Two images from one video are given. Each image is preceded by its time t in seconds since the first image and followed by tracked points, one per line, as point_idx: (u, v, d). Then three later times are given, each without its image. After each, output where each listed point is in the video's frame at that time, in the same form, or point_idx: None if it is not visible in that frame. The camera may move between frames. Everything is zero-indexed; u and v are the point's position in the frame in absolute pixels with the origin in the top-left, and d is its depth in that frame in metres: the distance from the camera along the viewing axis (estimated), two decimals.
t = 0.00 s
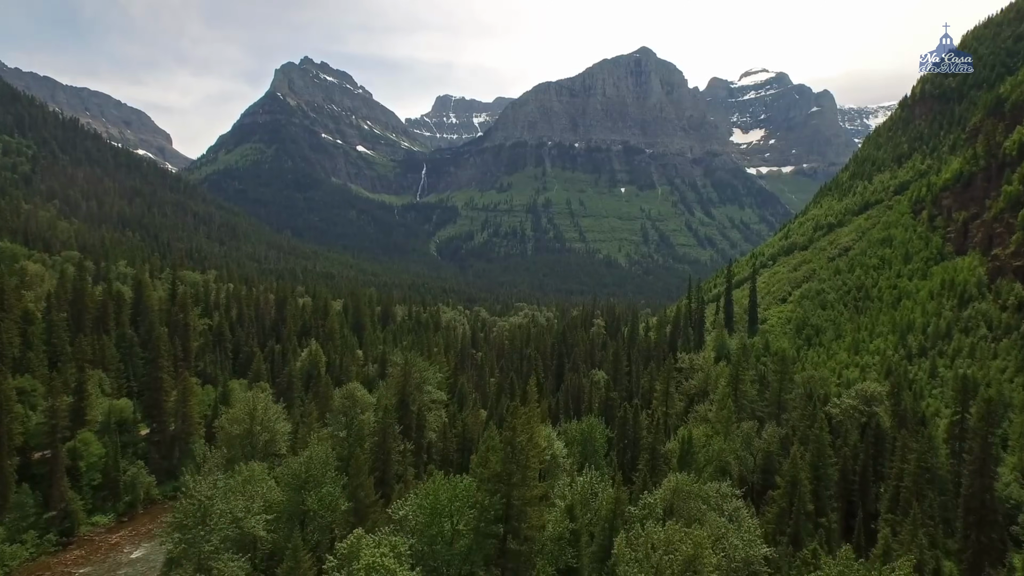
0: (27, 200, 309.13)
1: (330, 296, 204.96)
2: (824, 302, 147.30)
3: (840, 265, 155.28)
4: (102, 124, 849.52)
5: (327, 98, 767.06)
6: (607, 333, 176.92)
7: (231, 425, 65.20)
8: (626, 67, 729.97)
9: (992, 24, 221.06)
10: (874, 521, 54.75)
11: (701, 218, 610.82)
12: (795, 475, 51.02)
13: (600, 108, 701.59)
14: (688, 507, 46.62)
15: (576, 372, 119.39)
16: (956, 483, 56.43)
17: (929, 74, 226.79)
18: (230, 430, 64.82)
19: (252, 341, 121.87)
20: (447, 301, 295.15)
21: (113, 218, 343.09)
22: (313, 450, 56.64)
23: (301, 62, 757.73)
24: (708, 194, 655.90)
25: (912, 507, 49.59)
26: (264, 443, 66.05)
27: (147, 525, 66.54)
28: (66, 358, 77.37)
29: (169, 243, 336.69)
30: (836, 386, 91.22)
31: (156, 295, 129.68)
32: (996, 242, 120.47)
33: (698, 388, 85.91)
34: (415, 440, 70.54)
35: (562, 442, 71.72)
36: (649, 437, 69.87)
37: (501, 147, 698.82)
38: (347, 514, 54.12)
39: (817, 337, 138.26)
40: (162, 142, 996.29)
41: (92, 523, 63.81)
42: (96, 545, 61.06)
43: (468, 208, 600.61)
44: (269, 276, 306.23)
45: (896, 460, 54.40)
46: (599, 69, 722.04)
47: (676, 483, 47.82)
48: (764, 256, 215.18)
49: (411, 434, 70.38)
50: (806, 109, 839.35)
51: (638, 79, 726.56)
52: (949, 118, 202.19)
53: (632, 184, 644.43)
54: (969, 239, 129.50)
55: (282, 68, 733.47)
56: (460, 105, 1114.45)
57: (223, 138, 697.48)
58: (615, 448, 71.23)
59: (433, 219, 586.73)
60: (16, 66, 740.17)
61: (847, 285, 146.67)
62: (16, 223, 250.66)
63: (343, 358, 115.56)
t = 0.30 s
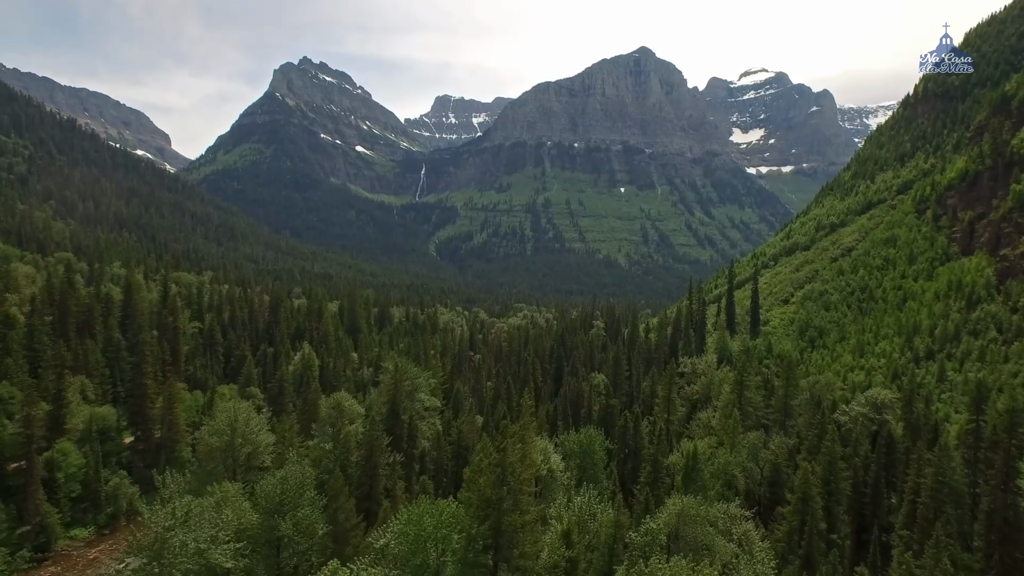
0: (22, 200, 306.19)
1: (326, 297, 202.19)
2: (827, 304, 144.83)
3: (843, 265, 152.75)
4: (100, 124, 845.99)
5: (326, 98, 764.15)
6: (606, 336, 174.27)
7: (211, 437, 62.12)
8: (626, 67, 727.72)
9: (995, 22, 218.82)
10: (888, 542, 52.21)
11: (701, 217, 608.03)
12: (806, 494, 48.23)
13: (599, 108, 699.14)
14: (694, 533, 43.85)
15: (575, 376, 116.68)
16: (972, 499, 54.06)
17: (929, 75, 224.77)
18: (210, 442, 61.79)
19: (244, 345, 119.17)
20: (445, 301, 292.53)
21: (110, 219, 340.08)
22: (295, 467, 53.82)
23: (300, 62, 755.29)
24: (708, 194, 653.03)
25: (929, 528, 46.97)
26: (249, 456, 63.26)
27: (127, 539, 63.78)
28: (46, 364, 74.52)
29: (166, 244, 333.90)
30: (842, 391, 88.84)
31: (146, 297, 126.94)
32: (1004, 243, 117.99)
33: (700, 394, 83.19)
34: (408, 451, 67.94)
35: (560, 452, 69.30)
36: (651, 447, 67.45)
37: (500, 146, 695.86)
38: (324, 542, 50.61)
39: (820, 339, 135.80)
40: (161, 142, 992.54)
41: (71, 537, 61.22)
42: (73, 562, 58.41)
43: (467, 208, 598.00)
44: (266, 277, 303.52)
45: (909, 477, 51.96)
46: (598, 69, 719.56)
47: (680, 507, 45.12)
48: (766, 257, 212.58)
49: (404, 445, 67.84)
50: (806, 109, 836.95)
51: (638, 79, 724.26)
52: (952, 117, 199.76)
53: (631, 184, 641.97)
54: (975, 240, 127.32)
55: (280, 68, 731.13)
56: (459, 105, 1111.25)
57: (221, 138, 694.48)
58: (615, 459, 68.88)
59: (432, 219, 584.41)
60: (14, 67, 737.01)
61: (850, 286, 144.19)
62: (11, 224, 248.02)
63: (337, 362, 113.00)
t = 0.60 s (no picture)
0: (18, 201, 303.31)
1: (322, 299, 199.27)
2: (830, 304, 142.02)
3: (847, 266, 149.88)
4: (99, 125, 842.95)
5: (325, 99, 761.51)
6: (606, 337, 171.44)
7: (187, 450, 59.24)
8: (625, 66, 725.65)
9: (998, 20, 216.53)
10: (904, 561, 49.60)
11: (701, 217, 605.17)
12: (819, 509, 45.69)
13: (599, 108, 696.81)
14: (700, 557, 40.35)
15: (574, 379, 113.75)
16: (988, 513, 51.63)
17: (929, 75, 223.00)
18: (185, 456, 58.48)
19: (235, 348, 116.31)
20: (443, 302, 289.84)
21: (106, 219, 337.08)
22: (267, 485, 48.87)
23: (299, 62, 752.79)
24: (708, 194, 650.17)
25: (952, 548, 44.09)
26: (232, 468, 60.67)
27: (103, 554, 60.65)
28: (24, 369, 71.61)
29: (163, 245, 331.09)
30: (848, 396, 86.38)
31: (136, 299, 123.95)
32: (1012, 242, 115.82)
33: (703, 397, 80.35)
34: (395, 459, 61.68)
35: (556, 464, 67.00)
36: (654, 457, 64.78)
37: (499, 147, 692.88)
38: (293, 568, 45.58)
39: (824, 340, 133.10)
40: (160, 143, 989.02)
41: (43, 551, 58.13)
42: None
43: (466, 208, 594.97)
44: (263, 278, 300.62)
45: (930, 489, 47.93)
46: (598, 68, 717.26)
47: (688, 532, 41.15)
48: (768, 257, 209.88)
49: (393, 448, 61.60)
50: (805, 109, 834.75)
51: (637, 78, 722.25)
52: (955, 115, 197.30)
53: (631, 184, 639.30)
54: (982, 239, 124.90)
55: (279, 68, 729.03)
56: (458, 105, 1108.27)
57: (220, 138, 691.61)
58: (615, 469, 66.46)
59: (431, 219, 582.19)
60: (12, 67, 734.42)
61: (854, 286, 141.59)
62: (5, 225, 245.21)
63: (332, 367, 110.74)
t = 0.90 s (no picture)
0: (14, 201, 300.62)
1: (317, 300, 196.32)
2: (835, 305, 138.90)
3: (851, 266, 146.92)
4: (97, 125, 839.62)
5: (324, 99, 758.74)
6: (606, 339, 168.59)
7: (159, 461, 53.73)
8: (625, 66, 723.31)
9: (1002, 17, 213.98)
10: None
11: (700, 217, 602.16)
12: (839, 526, 43.08)
13: (598, 108, 694.45)
14: None
15: (573, 382, 110.77)
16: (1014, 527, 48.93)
17: (931, 73, 220.87)
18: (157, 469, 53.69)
19: (224, 350, 113.53)
20: (441, 303, 287.33)
21: (102, 220, 333.89)
22: (230, 506, 43.48)
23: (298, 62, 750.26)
24: (707, 194, 647.39)
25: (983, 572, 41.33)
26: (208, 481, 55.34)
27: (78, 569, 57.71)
28: None
29: (160, 245, 328.26)
30: (856, 401, 83.81)
31: (124, 300, 120.88)
32: (1021, 242, 113.35)
33: (705, 402, 77.70)
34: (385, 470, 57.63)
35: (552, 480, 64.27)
36: (659, 466, 61.59)
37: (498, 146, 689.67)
38: None
39: (829, 342, 130.32)
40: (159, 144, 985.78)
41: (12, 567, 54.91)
42: None
43: (465, 209, 591.86)
44: (260, 278, 298.01)
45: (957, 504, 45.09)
46: (597, 68, 714.97)
47: (701, 563, 36.69)
48: (770, 257, 207.06)
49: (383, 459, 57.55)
50: (805, 108, 832.05)
51: (637, 78, 720.20)
52: (960, 112, 194.60)
53: (631, 184, 636.68)
54: (989, 238, 122.36)
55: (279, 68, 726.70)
56: (458, 105, 1105.29)
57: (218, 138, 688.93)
58: (616, 481, 63.69)
59: (430, 220, 579.86)
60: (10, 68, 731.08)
61: (858, 286, 138.79)
62: None
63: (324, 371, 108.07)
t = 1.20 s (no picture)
0: (9, 201, 297.58)
1: (312, 300, 193.10)
2: (839, 305, 136.09)
3: (855, 265, 144.12)
4: (96, 125, 836.07)
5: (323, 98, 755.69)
6: (607, 340, 165.73)
7: (125, 474, 50.77)
8: (625, 66, 720.57)
9: (1008, 13, 210.86)
10: None
11: (701, 217, 599.16)
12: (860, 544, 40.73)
13: (598, 107, 691.84)
14: None
15: (572, 384, 107.85)
16: None
17: (933, 72, 218.36)
18: (122, 484, 50.58)
19: (214, 352, 110.54)
20: (440, 303, 284.40)
21: (99, 220, 330.74)
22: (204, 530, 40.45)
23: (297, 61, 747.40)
24: (707, 194, 644.52)
25: None
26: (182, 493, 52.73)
27: None
28: None
29: (157, 245, 325.16)
30: (866, 406, 81.14)
31: (112, 301, 117.57)
32: None
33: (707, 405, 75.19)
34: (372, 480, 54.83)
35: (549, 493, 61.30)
36: (662, 479, 58.82)
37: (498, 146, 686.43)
38: None
39: (834, 342, 127.48)
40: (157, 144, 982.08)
41: None
42: None
43: (465, 209, 588.78)
44: (257, 279, 294.97)
45: (985, 521, 42.43)
46: (597, 67, 712.54)
47: None
48: (772, 256, 204.05)
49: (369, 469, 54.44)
50: (805, 108, 829.13)
51: (637, 78, 717.57)
52: (964, 110, 191.83)
53: (630, 184, 633.86)
54: (998, 237, 119.73)
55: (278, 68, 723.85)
56: (457, 105, 1101.60)
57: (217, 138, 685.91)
58: (618, 493, 60.94)
59: (429, 220, 577.28)
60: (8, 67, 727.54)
61: (863, 286, 135.77)
62: None
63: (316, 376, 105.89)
